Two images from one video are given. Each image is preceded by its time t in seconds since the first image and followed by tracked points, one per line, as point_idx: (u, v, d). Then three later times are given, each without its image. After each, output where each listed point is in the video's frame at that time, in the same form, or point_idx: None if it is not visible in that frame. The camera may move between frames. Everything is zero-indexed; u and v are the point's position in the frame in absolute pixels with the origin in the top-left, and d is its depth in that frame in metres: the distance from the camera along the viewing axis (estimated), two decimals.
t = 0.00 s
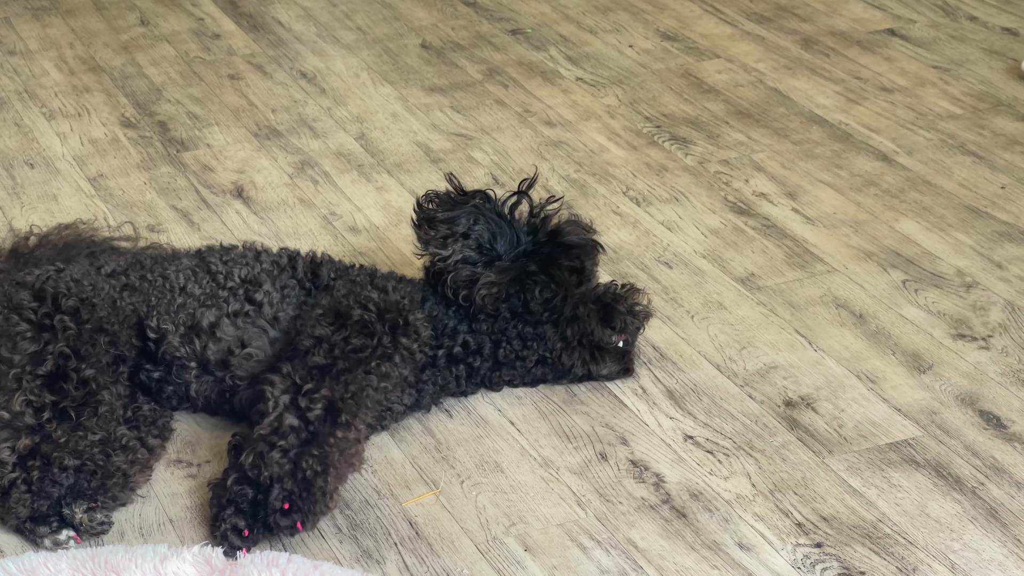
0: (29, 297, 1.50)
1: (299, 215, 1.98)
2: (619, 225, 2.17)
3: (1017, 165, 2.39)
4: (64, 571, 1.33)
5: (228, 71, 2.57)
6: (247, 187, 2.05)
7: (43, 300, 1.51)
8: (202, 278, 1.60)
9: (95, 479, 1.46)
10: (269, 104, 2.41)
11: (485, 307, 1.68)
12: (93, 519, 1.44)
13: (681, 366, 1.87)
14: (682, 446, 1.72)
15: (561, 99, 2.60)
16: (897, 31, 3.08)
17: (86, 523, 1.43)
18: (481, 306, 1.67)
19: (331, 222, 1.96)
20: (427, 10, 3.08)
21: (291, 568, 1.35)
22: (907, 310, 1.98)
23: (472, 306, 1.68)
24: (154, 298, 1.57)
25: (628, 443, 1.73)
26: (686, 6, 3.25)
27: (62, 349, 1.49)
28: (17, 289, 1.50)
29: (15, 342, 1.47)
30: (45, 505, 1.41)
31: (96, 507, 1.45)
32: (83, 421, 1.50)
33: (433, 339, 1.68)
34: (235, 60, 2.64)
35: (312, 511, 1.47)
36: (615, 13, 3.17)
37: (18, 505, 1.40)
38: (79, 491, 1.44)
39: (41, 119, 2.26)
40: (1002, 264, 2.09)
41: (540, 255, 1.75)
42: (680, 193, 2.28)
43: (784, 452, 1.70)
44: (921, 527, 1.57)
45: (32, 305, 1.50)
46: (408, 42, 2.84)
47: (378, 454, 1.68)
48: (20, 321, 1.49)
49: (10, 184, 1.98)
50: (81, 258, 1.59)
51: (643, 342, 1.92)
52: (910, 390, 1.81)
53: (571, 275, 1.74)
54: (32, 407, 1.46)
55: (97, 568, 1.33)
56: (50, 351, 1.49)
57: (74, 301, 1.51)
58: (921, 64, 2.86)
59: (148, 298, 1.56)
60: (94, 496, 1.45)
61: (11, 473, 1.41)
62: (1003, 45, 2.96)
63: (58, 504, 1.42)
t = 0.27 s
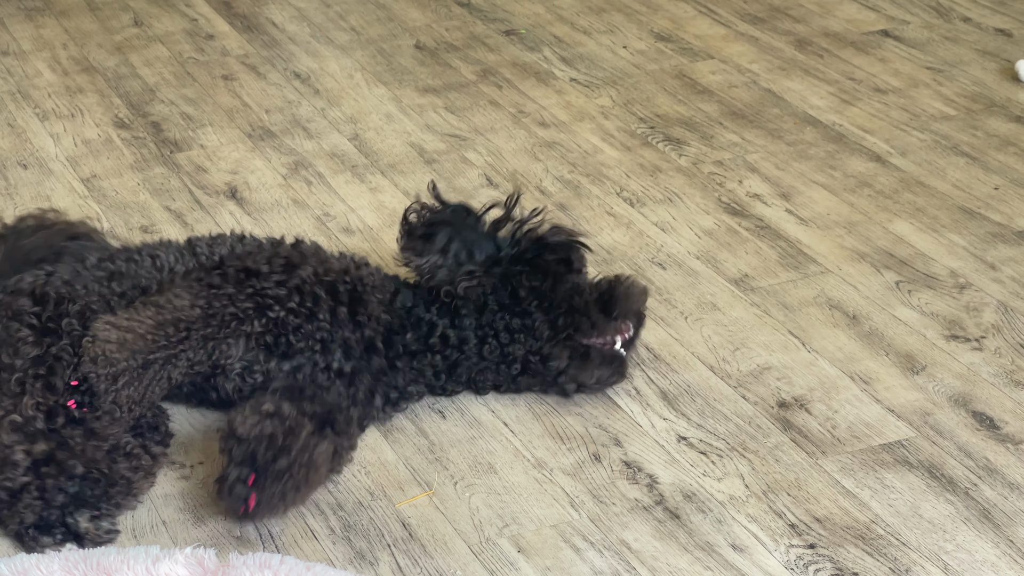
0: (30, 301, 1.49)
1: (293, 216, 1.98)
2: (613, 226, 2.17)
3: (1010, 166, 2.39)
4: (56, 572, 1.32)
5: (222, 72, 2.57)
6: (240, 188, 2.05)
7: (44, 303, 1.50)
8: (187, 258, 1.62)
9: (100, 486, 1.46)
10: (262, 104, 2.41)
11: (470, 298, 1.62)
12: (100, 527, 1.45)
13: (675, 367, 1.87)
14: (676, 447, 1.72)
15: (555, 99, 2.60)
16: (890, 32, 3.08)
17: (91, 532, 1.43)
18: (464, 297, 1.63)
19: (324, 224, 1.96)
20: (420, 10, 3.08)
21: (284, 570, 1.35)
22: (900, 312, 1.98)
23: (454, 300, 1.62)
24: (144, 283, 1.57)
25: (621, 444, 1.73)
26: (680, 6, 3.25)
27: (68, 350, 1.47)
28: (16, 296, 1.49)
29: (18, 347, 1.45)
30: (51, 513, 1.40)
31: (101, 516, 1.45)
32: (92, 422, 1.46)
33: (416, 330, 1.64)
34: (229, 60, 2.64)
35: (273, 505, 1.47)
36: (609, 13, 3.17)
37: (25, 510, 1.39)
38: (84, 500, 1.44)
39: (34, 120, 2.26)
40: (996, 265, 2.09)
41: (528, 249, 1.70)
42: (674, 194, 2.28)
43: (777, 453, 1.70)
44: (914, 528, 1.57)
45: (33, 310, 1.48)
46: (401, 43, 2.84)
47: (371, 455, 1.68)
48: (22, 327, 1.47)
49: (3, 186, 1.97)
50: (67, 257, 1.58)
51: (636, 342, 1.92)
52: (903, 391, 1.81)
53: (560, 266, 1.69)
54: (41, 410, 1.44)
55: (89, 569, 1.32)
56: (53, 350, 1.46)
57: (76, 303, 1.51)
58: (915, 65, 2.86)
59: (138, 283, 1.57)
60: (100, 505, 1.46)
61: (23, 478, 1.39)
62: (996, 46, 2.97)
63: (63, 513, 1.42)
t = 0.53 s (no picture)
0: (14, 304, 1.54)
1: (290, 217, 1.98)
2: (609, 226, 2.17)
3: (1007, 166, 2.39)
4: (55, 572, 1.32)
5: (219, 72, 2.57)
6: (237, 188, 2.05)
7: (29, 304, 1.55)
8: (172, 258, 1.64)
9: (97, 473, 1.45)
10: (259, 105, 2.41)
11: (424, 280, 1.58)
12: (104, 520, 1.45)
13: (672, 367, 1.87)
14: (673, 447, 1.72)
15: (551, 100, 2.60)
16: (887, 32, 3.09)
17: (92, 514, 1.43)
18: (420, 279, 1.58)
19: (321, 223, 1.97)
20: (417, 10, 3.08)
21: (281, 570, 1.35)
22: (897, 312, 1.98)
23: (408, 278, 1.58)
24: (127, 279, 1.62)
25: (618, 444, 1.73)
26: (677, 7, 3.26)
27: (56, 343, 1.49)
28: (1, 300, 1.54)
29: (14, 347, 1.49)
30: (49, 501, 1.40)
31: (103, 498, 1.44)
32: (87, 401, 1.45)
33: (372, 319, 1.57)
34: (226, 61, 2.64)
35: (208, 505, 1.44)
36: (606, 14, 3.17)
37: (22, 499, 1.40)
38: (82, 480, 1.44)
39: (31, 120, 2.26)
40: (993, 265, 2.09)
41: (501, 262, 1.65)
42: (671, 194, 2.29)
43: (774, 453, 1.70)
44: (910, 528, 1.57)
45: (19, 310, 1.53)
46: (398, 43, 2.84)
47: (369, 455, 1.68)
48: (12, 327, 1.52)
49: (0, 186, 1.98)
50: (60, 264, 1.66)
51: (633, 342, 1.91)
52: (900, 391, 1.81)
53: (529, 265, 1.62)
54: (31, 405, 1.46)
55: (88, 569, 1.32)
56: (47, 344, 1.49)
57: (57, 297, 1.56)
58: (912, 66, 2.86)
59: (121, 277, 1.62)
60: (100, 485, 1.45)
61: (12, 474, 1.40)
62: (994, 47, 2.97)
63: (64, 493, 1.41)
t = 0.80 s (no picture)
0: (1, 299, 1.46)
1: (287, 216, 1.98)
2: (606, 226, 2.17)
3: (1003, 166, 2.39)
4: (51, 571, 1.32)
5: (216, 72, 2.57)
6: (234, 187, 2.05)
7: (16, 302, 1.47)
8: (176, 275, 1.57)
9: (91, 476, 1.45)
10: (256, 104, 2.41)
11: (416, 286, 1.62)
12: (93, 513, 1.44)
13: (669, 366, 1.87)
14: (669, 446, 1.72)
15: (548, 100, 2.60)
16: (883, 32, 3.09)
17: (85, 518, 1.44)
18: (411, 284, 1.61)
19: (318, 223, 1.97)
20: (414, 10, 3.08)
21: (278, 570, 1.34)
22: (894, 312, 1.98)
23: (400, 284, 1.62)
24: (128, 295, 1.55)
25: (615, 444, 1.73)
26: (674, 7, 3.26)
27: (39, 349, 1.45)
28: None
29: None
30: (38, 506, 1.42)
31: (98, 501, 1.45)
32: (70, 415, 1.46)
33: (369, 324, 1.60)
34: (223, 60, 2.64)
35: (254, 519, 1.41)
36: (602, 13, 3.17)
37: (14, 506, 1.40)
38: (76, 485, 1.45)
39: (28, 120, 2.26)
40: (989, 265, 2.09)
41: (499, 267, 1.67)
42: (668, 194, 2.29)
43: (771, 453, 1.70)
44: (907, 528, 1.57)
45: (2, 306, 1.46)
46: (395, 43, 2.84)
47: (365, 455, 1.68)
48: None
49: None
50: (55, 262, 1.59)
51: (630, 342, 1.91)
52: (897, 391, 1.81)
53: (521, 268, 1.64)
54: (21, 400, 1.43)
55: (84, 568, 1.32)
56: (27, 349, 1.44)
57: (48, 298, 1.48)
58: (908, 66, 2.87)
59: (121, 294, 1.54)
60: (95, 491, 1.45)
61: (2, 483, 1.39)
62: (990, 47, 2.97)
63: (56, 502, 1.43)
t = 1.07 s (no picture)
0: None
1: (280, 218, 1.98)
2: (600, 227, 2.17)
3: (997, 167, 2.40)
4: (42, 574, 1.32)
5: (209, 72, 2.57)
6: (227, 188, 2.05)
7: (9, 305, 1.47)
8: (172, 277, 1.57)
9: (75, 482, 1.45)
10: (249, 105, 2.41)
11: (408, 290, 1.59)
12: (74, 520, 1.44)
13: (662, 368, 1.87)
14: (662, 448, 1.72)
15: (542, 100, 2.60)
16: (877, 33, 3.09)
17: (66, 524, 1.44)
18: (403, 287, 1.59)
19: (311, 224, 1.97)
20: (408, 11, 3.08)
21: (271, 571, 1.34)
22: (887, 313, 1.98)
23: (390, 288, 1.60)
24: (123, 298, 1.54)
25: (608, 445, 1.73)
26: (668, 7, 3.26)
27: (32, 353, 1.45)
28: None
29: None
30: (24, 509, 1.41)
31: (77, 507, 1.45)
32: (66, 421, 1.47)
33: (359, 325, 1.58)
34: (216, 61, 2.64)
35: (258, 515, 1.42)
36: (596, 14, 3.18)
37: None
38: (58, 491, 1.44)
39: (20, 121, 2.26)
40: (983, 266, 2.10)
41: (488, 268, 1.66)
42: (661, 195, 2.29)
43: (764, 454, 1.70)
44: (900, 529, 1.57)
45: None
46: (389, 44, 2.84)
47: (358, 457, 1.68)
48: None
49: None
50: (49, 262, 1.58)
51: (623, 343, 1.91)
52: (890, 392, 1.82)
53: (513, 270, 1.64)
54: (12, 403, 1.44)
55: (75, 571, 1.32)
56: (20, 353, 1.45)
57: (42, 302, 1.48)
58: (902, 66, 2.87)
59: (117, 298, 1.54)
60: (77, 498, 1.45)
61: None
62: (983, 47, 2.97)
63: (39, 507, 1.42)
